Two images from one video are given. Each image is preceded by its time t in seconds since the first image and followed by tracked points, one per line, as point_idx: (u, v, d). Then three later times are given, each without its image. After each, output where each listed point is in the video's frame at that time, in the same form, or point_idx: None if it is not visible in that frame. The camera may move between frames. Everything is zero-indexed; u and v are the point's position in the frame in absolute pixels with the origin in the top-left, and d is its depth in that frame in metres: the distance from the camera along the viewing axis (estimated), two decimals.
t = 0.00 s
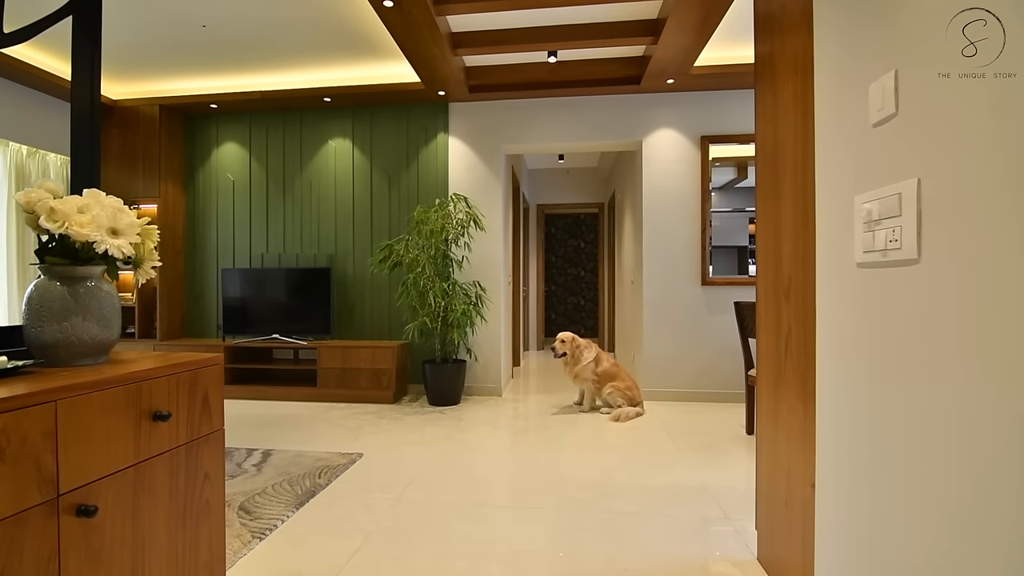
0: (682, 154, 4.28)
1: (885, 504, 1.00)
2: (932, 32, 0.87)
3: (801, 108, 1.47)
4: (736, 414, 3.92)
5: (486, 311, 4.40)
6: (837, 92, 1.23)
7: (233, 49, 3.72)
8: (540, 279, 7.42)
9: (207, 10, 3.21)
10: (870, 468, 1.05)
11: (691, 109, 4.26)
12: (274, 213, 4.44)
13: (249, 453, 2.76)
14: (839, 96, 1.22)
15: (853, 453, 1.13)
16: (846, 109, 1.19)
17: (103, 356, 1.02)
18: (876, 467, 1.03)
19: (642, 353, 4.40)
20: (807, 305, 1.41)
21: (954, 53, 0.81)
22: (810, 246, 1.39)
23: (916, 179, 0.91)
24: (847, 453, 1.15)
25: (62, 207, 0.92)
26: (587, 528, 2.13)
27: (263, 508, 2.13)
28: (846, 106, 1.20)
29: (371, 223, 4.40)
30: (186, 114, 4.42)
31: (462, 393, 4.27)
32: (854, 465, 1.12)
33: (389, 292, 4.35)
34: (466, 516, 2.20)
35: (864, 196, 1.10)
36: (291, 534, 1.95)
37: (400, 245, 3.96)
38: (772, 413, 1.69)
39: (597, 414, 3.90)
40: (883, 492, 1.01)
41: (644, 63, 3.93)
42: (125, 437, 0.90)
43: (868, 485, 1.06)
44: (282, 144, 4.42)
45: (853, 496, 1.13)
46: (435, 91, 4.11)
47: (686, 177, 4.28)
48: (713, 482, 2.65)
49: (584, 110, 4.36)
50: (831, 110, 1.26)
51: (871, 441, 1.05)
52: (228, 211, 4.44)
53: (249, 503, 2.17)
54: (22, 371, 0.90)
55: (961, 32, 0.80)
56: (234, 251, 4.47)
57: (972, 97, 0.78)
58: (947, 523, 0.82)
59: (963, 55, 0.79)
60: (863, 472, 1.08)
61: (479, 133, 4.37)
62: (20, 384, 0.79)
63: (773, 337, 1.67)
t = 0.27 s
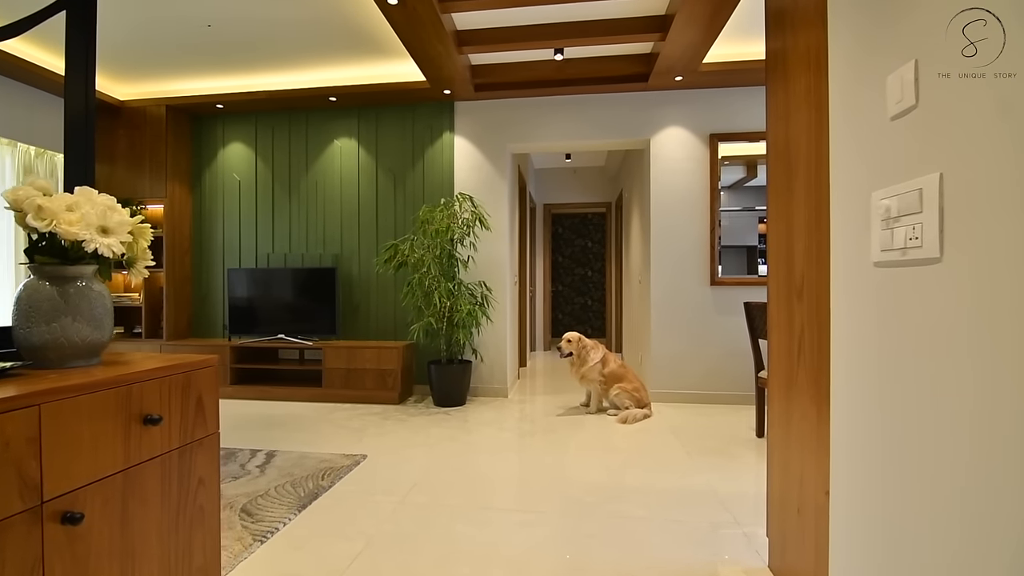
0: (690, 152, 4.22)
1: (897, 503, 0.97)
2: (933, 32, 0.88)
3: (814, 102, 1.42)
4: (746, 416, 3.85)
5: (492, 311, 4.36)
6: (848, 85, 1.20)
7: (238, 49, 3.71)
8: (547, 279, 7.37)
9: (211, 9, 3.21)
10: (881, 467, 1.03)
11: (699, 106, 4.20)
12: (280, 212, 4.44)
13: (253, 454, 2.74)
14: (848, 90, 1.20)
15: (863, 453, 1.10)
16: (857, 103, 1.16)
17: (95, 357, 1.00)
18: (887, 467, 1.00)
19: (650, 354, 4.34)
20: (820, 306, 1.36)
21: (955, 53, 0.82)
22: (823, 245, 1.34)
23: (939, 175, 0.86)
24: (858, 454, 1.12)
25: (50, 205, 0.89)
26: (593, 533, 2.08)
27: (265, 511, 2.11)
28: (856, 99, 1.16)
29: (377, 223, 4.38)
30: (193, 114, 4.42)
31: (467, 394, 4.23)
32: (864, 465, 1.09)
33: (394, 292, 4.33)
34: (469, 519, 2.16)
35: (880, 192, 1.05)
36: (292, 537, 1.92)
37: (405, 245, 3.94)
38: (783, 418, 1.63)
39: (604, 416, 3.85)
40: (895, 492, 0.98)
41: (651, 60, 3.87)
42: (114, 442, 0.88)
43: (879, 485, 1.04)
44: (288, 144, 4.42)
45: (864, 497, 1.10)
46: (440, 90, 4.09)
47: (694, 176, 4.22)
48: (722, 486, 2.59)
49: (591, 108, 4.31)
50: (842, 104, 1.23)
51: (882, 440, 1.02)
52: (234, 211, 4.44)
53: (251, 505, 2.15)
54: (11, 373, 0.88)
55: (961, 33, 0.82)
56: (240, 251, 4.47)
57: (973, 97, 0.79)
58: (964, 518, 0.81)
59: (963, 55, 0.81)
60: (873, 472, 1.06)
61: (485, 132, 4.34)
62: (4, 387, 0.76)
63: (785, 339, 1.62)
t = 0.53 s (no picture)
0: (699, 150, 4.16)
1: (906, 509, 0.94)
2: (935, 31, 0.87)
3: (829, 95, 1.37)
4: (756, 419, 3.78)
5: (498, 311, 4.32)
6: (864, 77, 1.14)
7: (243, 48, 3.71)
8: (554, 280, 7.31)
9: (216, 9, 3.20)
10: (893, 473, 0.98)
11: (708, 104, 4.14)
12: (286, 212, 4.43)
13: (257, 456, 2.72)
14: (858, 81, 1.15)
15: (875, 456, 1.06)
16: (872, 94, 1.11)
17: (84, 359, 0.97)
18: (899, 472, 0.96)
19: (658, 355, 4.28)
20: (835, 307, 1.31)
21: (955, 54, 0.81)
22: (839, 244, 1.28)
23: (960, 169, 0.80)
24: (869, 458, 1.08)
25: (35, 203, 0.87)
26: (599, 538, 2.04)
27: (267, 514, 2.09)
28: (871, 91, 1.12)
29: (382, 222, 4.36)
30: (199, 114, 4.42)
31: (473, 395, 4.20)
32: (874, 468, 1.05)
33: (400, 292, 4.30)
34: (473, 523, 2.12)
35: (901, 188, 0.99)
36: (294, 540, 1.90)
37: (410, 244, 3.91)
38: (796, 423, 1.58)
39: (611, 418, 3.79)
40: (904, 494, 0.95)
41: (660, 57, 3.82)
42: (100, 448, 0.85)
43: (888, 488, 1.00)
44: (294, 144, 4.41)
45: (875, 501, 1.06)
46: (445, 89, 4.06)
47: (704, 174, 4.15)
48: (732, 490, 2.53)
49: (598, 106, 4.26)
50: (857, 96, 1.17)
51: (894, 445, 0.98)
52: (240, 211, 4.43)
53: (253, 507, 2.13)
54: None
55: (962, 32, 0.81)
56: (246, 251, 4.47)
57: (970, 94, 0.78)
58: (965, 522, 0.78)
59: (962, 57, 0.80)
60: (883, 476, 1.02)
61: (491, 131, 4.30)
62: None
63: (798, 342, 1.57)
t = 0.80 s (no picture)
0: (709, 148, 4.09)
1: (917, 518, 0.89)
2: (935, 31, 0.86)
3: (845, 88, 1.30)
4: (767, 421, 3.71)
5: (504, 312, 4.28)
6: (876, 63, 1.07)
7: (249, 48, 3.70)
8: (561, 279, 7.25)
9: (222, 9, 3.19)
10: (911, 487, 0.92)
11: (718, 101, 4.07)
12: (291, 212, 4.41)
13: (260, 457, 2.70)
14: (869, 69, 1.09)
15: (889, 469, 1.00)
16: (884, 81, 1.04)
17: (71, 362, 0.94)
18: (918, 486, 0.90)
19: (667, 356, 4.21)
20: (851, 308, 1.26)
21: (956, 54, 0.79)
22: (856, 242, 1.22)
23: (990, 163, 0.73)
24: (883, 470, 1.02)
25: (18, 199, 0.83)
26: (606, 545, 1.98)
27: (269, 516, 2.06)
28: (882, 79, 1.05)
29: (388, 222, 4.33)
30: (206, 115, 4.42)
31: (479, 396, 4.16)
32: (883, 478, 1.01)
33: (405, 292, 4.27)
34: (478, 528, 2.08)
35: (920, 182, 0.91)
36: (295, 544, 1.87)
37: (415, 244, 3.87)
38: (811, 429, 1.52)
39: (619, 420, 3.74)
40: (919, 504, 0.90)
41: (668, 54, 3.75)
42: (83, 454, 0.82)
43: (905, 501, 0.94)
44: (300, 144, 4.39)
45: (887, 514, 1.01)
46: (451, 87, 4.02)
47: (714, 173, 4.08)
48: (742, 496, 2.47)
49: (606, 104, 4.20)
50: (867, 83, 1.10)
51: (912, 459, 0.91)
52: (246, 211, 4.43)
53: (255, 510, 2.10)
54: None
55: (961, 33, 0.80)
56: (252, 251, 4.46)
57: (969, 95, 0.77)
58: (980, 527, 0.74)
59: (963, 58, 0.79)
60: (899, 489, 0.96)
61: (497, 130, 4.26)
62: None
63: (813, 345, 1.51)
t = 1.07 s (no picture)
0: (721, 145, 4.01)
1: (940, 538, 0.83)
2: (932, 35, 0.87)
3: (866, 79, 1.24)
4: (782, 425, 3.62)
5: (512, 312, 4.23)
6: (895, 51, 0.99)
7: (257, 47, 3.69)
8: (570, 279, 7.18)
9: (229, 8, 3.18)
10: (933, 504, 0.86)
11: (730, 97, 3.99)
12: (299, 212, 4.41)
13: (266, 459, 2.68)
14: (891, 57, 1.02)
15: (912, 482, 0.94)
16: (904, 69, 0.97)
17: (59, 365, 0.90)
18: (940, 504, 0.84)
19: (678, 357, 4.14)
20: (873, 311, 1.19)
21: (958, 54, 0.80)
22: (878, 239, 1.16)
23: None
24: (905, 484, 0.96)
25: None
26: (615, 552, 1.93)
27: (272, 520, 2.03)
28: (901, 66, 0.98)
29: (395, 221, 4.31)
30: (214, 115, 4.42)
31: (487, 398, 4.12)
32: (902, 489, 0.96)
33: (413, 292, 4.24)
34: (483, 534, 2.03)
35: (950, 176, 0.83)
36: (297, 549, 1.83)
37: (423, 244, 3.84)
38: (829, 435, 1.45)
39: (629, 422, 3.67)
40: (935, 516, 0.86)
41: (679, 50, 3.68)
42: (66, 461, 0.78)
43: (927, 517, 0.88)
44: (307, 143, 4.39)
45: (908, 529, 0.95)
46: (459, 85, 3.98)
47: (726, 171, 4.00)
48: (756, 502, 2.40)
49: (615, 102, 4.14)
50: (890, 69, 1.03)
51: (936, 472, 0.85)
52: (255, 211, 4.43)
53: (258, 513, 2.07)
54: None
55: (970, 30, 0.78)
56: (260, 251, 4.46)
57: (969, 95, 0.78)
58: (993, 539, 0.72)
59: (965, 56, 0.79)
60: (921, 503, 0.90)
61: (505, 128, 4.22)
62: None
63: (831, 348, 1.44)
